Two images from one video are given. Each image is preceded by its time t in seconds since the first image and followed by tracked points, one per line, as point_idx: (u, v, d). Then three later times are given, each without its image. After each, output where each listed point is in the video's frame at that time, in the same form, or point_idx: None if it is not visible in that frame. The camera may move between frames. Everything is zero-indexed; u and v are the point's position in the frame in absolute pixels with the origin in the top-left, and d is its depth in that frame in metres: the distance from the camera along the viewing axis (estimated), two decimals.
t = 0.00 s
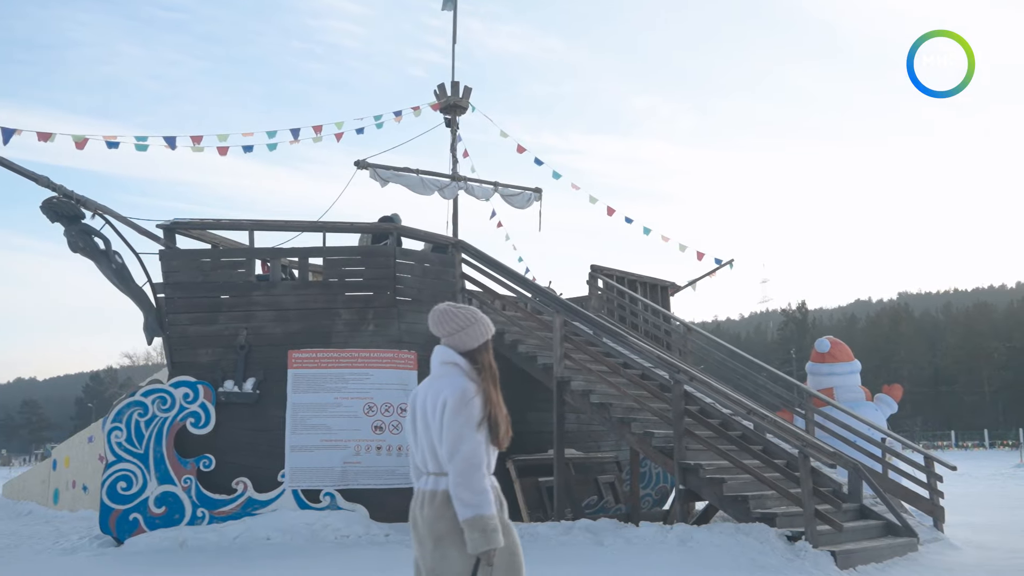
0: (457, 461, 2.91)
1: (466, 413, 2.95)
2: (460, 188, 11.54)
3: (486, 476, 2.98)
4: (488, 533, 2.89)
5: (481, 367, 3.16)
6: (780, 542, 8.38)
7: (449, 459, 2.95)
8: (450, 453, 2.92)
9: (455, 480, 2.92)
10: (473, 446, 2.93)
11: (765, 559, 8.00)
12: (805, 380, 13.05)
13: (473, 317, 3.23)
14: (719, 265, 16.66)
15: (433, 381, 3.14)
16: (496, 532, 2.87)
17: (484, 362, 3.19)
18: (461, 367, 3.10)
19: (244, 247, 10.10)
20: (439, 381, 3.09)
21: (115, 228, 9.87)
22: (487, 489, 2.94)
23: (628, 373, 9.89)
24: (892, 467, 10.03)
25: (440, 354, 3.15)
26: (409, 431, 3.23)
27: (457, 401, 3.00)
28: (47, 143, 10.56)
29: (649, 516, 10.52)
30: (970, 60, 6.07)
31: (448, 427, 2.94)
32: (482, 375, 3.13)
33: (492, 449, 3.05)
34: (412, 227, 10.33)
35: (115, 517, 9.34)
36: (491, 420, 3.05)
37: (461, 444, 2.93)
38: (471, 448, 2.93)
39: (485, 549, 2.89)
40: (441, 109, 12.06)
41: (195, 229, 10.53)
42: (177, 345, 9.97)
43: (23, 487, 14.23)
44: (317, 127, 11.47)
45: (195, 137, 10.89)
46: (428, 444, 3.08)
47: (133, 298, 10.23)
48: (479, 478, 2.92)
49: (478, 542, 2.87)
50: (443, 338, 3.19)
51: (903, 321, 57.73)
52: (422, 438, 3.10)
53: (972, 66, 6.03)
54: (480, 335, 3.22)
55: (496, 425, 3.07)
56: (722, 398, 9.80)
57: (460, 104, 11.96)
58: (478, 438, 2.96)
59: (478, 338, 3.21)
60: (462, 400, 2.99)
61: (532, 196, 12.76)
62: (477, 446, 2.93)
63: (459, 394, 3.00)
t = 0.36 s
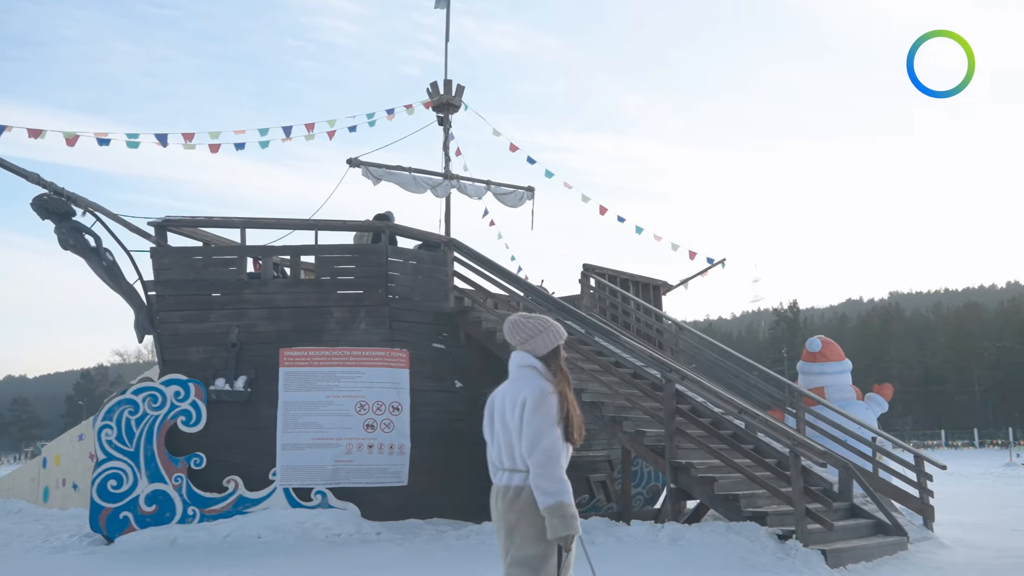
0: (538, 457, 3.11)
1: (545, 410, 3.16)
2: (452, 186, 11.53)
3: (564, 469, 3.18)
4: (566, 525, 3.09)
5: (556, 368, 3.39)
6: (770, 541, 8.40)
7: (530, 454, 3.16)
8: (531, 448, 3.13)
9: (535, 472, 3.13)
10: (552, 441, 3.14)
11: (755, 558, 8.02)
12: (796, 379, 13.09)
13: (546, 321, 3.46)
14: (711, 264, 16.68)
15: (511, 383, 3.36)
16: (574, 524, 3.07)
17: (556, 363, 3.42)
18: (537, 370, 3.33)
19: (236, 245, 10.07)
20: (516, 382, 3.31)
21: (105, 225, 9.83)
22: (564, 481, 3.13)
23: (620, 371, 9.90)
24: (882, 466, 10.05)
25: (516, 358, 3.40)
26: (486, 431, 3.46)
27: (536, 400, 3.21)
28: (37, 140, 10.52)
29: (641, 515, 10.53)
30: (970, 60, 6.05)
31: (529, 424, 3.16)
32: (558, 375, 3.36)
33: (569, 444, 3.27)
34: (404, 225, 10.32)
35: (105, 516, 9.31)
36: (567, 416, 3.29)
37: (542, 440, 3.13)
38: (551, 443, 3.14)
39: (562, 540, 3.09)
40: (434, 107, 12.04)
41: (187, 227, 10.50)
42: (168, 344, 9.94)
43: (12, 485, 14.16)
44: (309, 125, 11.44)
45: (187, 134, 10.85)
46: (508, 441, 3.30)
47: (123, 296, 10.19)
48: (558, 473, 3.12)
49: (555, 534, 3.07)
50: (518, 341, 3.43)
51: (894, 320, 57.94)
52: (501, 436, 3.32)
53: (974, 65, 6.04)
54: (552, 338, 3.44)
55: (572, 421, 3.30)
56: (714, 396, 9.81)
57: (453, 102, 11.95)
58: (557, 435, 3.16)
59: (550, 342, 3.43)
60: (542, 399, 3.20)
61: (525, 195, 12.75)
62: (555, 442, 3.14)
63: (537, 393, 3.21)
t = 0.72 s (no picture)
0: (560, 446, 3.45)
1: (569, 405, 3.49)
2: (444, 184, 11.51)
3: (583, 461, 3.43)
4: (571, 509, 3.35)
5: (607, 369, 3.62)
6: (760, 540, 8.41)
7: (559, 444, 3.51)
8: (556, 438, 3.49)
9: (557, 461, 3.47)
10: (568, 433, 3.44)
11: (744, 557, 8.03)
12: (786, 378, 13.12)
13: (609, 326, 3.67)
14: (703, 264, 16.70)
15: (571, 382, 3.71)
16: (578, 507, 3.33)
17: (611, 366, 3.65)
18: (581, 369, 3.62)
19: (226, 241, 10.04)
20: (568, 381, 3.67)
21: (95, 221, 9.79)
22: (577, 471, 3.39)
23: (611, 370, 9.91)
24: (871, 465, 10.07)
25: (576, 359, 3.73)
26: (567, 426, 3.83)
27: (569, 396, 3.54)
28: (27, 134, 10.47)
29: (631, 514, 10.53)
30: (970, 60, 6.06)
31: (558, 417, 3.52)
32: (605, 375, 3.59)
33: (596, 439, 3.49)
34: (395, 222, 10.30)
35: (93, 512, 9.30)
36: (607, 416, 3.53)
37: (564, 431, 3.47)
38: (572, 436, 3.44)
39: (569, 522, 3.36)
40: (426, 105, 12.03)
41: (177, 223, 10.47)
42: (158, 340, 9.91)
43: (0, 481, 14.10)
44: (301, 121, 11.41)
45: (178, 130, 10.82)
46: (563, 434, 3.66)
47: (113, 292, 10.16)
48: (574, 464, 3.40)
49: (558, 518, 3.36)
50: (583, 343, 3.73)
51: (885, 321, 58.16)
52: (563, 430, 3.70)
53: (973, 67, 6.03)
54: (610, 343, 3.64)
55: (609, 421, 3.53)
56: (704, 395, 9.82)
57: (446, 100, 11.94)
58: (580, 431, 3.44)
59: (610, 346, 3.65)
60: (572, 395, 3.52)
61: (517, 193, 12.75)
62: (575, 438, 3.43)
63: (569, 390, 3.54)
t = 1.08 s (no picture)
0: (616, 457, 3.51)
1: (614, 416, 3.59)
2: (435, 181, 11.50)
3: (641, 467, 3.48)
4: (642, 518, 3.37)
5: (650, 377, 3.68)
6: (748, 537, 8.44)
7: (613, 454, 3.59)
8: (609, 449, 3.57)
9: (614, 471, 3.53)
10: (618, 443, 3.52)
11: (733, 554, 8.04)
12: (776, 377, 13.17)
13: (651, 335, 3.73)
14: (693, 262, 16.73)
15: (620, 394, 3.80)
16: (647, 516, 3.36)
17: (654, 374, 3.70)
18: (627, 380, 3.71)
19: (216, 237, 10.01)
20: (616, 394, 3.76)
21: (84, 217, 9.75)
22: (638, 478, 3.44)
23: (601, 367, 9.92)
24: (860, 463, 10.10)
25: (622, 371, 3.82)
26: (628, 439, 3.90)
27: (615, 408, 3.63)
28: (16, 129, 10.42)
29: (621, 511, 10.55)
30: (970, 60, 6.25)
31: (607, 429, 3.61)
32: (648, 384, 3.66)
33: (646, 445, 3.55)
34: (386, 219, 10.29)
35: (81, 509, 9.25)
36: (654, 425, 3.59)
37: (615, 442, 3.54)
38: (624, 446, 3.51)
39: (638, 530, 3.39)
40: (418, 102, 12.02)
41: (167, 219, 10.43)
42: (147, 336, 9.87)
43: None
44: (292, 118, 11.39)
45: (168, 126, 10.77)
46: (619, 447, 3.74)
47: (102, 288, 10.11)
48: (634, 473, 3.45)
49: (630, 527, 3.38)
50: (629, 354, 3.82)
51: (874, 321, 58.44)
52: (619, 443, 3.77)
53: (973, 65, 6.24)
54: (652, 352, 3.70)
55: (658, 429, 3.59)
56: (694, 393, 9.83)
57: (437, 97, 11.93)
58: (630, 440, 3.51)
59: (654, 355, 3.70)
60: (618, 407, 3.61)
61: (508, 190, 12.74)
62: (626, 447, 3.49)
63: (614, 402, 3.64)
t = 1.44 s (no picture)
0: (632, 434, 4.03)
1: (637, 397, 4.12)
2: (431, 171, 11.48)
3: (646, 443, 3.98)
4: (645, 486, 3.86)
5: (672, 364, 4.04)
6: (744, 527, 8.47)
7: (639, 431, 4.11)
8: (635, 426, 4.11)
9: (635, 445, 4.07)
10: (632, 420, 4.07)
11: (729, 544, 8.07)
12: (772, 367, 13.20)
13: (678, 325, 4.06)
14: (690, 253, 16.70)
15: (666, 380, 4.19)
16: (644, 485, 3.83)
17: (677, 362, 4.04)
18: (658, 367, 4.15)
19: (212, 228, 9.99)
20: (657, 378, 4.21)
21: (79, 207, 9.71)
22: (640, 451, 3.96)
23: (597, 358, 9.92)
24: (855, 453, 10.12)
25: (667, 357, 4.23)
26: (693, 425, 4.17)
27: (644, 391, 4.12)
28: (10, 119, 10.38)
29: (616, 501, 10.58)
30: (970, 60, 6.08)
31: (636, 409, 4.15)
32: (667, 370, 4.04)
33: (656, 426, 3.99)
34: (382, 210, 10.27)
35: (77, 500, 9.25)
36: (658, 409, 3.99)
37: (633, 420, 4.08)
38: (637, 424, 4.04)
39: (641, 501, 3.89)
40: (413, 92, 11.98)
41: (162, 209, 10.39)
42: (142, 327, 9.85)
43: None
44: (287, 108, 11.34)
45: (163, 116, 10.73)
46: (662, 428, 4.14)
47: (97, 278, 10.09)
48: (637, 453, 3.96)
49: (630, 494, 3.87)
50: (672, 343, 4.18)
51: (869, 312, 58.59)
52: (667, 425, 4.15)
53: (973, 66, 6.06)
54: (675, 341, 4.03)
55: (661, 413, 3.99)
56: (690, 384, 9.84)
57: (433, 88, 11.89)
58: (638, 419, 4.03)
59: (677, 344, 4.04)
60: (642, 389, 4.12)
61: (504, 181, 12.72)
62: (635, 425, 4.02)
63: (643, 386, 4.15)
